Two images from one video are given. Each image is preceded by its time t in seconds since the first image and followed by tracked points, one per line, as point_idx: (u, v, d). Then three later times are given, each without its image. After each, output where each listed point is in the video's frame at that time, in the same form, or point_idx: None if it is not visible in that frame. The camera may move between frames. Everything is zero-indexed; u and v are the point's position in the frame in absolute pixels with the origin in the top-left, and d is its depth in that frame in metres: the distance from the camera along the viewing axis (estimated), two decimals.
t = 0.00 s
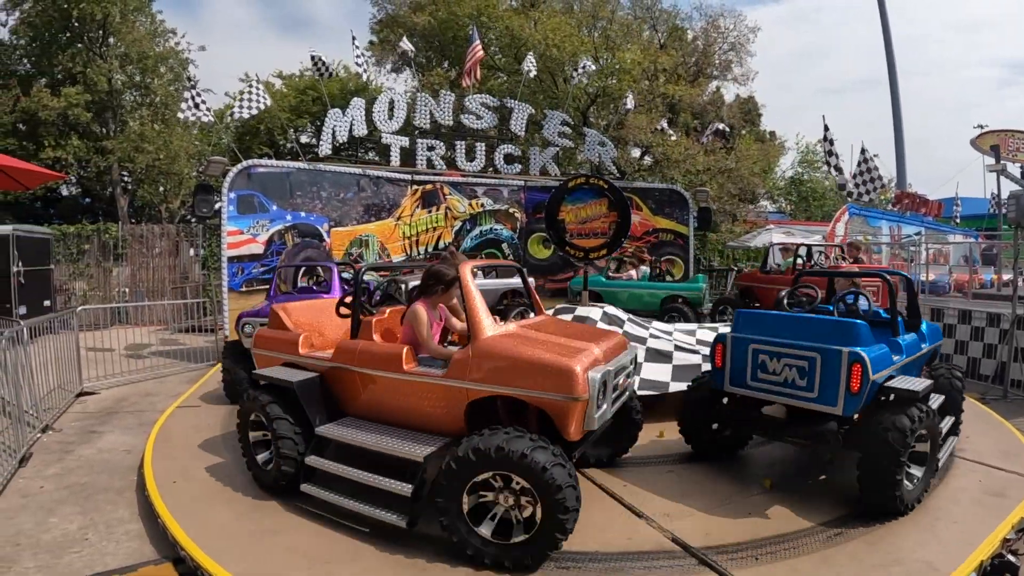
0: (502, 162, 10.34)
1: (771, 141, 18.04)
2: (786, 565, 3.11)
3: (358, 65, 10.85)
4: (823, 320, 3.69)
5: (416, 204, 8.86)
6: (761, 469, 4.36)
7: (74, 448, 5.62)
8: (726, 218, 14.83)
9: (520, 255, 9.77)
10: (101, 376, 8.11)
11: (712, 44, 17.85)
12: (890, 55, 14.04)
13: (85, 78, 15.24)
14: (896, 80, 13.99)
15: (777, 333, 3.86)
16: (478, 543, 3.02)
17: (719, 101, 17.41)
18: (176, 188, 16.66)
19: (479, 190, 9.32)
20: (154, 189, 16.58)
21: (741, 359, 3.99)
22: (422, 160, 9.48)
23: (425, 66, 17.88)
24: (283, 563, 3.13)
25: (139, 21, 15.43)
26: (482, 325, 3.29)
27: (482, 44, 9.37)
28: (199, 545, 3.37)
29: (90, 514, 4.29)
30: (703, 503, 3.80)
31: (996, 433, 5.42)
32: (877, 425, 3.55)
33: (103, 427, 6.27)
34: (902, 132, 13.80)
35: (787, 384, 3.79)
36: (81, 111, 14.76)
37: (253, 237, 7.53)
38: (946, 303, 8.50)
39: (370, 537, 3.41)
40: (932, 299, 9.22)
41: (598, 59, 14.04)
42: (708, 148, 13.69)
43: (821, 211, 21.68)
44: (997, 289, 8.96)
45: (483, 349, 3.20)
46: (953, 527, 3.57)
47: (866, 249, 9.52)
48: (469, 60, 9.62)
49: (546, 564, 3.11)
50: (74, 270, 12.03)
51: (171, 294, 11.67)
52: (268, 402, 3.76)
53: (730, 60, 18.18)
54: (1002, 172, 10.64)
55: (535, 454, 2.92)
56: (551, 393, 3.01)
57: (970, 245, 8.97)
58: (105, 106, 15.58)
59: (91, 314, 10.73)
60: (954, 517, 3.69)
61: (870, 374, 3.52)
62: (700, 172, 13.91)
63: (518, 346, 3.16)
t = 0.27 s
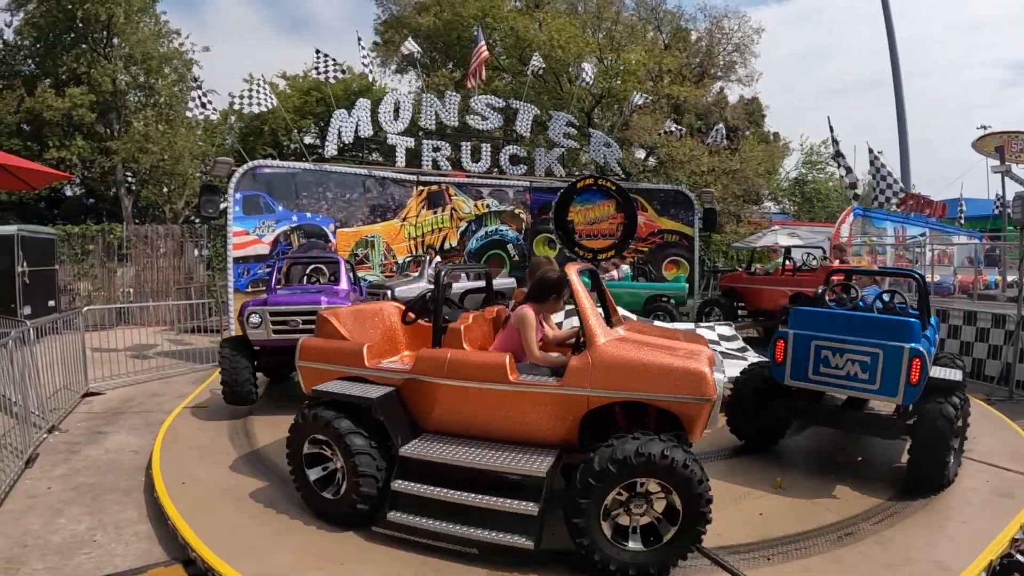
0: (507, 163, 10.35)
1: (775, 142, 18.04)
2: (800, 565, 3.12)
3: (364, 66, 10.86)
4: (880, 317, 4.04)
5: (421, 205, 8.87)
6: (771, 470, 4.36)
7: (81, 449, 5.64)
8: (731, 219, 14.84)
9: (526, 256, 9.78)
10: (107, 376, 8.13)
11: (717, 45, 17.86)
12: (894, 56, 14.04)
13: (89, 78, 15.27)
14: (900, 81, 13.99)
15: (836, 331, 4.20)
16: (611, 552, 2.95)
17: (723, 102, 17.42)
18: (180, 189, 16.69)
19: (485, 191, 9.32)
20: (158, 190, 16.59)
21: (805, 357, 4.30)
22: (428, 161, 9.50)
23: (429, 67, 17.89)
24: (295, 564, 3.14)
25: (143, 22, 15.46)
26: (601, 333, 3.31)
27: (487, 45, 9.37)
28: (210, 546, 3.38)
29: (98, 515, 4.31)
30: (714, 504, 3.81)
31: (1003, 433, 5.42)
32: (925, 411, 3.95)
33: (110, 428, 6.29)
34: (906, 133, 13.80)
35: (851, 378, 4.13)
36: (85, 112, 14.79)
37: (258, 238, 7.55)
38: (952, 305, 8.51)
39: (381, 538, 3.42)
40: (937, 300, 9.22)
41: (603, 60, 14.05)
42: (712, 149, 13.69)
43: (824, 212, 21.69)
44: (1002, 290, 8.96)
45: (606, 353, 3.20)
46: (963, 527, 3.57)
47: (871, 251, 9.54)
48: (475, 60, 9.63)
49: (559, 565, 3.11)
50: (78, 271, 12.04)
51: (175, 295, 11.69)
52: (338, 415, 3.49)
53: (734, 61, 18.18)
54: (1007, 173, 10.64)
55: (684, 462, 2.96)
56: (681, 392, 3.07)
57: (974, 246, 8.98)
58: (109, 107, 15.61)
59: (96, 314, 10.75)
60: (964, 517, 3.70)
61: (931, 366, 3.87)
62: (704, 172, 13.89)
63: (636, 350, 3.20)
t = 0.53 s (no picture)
0: (513, 163, 10.38)
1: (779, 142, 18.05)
2: (811, 564, 3.13)
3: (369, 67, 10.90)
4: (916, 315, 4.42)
5: (427, 206, 8.89)
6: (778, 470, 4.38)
7: (89, 450, 5.66)
8: (735, 220, 14.86)
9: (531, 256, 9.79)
10: (113, 377, 8.16)
11: (720, 46, 17.87)
12: (898, 56, 14.04)
13: (94, 79, 15.31)
14: (904, 82, 14.00)
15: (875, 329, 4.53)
16: (750, 547, 3.02)
17: (727, 103, 17.43)
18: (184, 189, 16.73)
19: (490, 192, 9.35)
20: (162, 190, 16.63)
21: (849, 352, 4.59)
22: (433, 162, 9.53)
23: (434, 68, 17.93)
24: (309, 565, 3.16)
25: (148, 22, 15.51)
26: (710, 336, 3.33)
27: (492, 45, 9.39)
28: (223, 547, 3.40)
29: (107, 516, 4.33)
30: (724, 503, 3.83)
31: (1009, 434, 5.43)
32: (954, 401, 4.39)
33: (117, 428, 6.32)
34: (910, 134, 13.81)
35: (892, 371, 4.46)
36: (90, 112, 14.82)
37: (265, 238, 7.58)
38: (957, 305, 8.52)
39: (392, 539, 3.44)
40: (942, 300, 9.23)
41: (607, 61, 14.07)
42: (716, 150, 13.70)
43: (828, 212, 21.70)
44: (1006, 290, 8.97)
45: (724, 357, 3.22)
46: (972, 527, 3.58)
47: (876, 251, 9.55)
48: (480, 61, 9.65)
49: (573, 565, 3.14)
50: (83, 271, 12.08)
51: (180, 295, 11.72)
52: (432, 430, 3.24)
53: (738, 61, 18.17)
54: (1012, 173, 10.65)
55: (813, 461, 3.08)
56: (797, 392, 3.17)
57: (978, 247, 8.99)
58: (114, 107, 15.65)
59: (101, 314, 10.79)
60: (971, 517, 3.71)
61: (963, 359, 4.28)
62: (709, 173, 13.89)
63: (748, 351, 3.28)
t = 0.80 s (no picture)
0: (518, 164, 10.39)
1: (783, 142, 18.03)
2: (822, 563, 3.14)
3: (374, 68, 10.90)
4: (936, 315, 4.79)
5: (432, 206, 8.90)
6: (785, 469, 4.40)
7: (96, 449, 5.69)
8: (739, 221, 14.87)
9: (536, 256, 9.79)
10: (118, 377, 8.18)
11: (724, 46, 17.87)
12: (902, 56, 14.02)
13: (98, 79, 15.34)
14: (908, 82, 13.98)
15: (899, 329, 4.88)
16: (853, 528, 3.22)
17: (731, 103, 17.43)
18: (188, 189, 16.75)
19: (496, 192, 9.36)
20: (166, 190, 16.65)
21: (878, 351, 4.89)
22: (439, 162, 9.54)
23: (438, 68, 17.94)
24: (323, 565, 3.17)
25: (152, 23, 15.54)
26: (805, 336, 3.49)
27: (497, 46, 9.40)
28: (235, 547, 3.41)
29: (117, 516, 4.35)
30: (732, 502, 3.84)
31: (1015, 433, 5.43)
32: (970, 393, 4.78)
33: (124, 428, 6.34)
34: (914, 134, 13.82)
35: (916, 368, 4.79)
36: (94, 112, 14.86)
37: (270, 238, 7.60)
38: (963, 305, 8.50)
39: (403, 539, 3.46)
40: (947, 300, 9.21)
41: (611, 61, 14.08)
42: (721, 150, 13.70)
43: (832, 212, 21.71)
44: (1011, 290, 8.98)
45: (827, 354, 3.38)
46: (981, 525, 3.58)
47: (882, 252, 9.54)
48: (485, 62, 9.66)
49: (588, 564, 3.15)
50: (88, 271, 12.11)
51: (185, 295, 11.75)
52: (571, 444, 3.04)
53: (742, 61, 18.15)
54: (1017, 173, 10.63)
55: (897, 448, 3.32)
56: (885, 384, 3.41)
57: (982, 247, 8.97)
58: (118, 108, 15.68)
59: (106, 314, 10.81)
60: (981, 516, 3.71)
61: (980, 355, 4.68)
62: (713, 173, 13.90)
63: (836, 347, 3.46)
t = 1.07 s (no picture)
0: (523, 164, 10.40)
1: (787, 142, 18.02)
2: (829, 562, 3.15)
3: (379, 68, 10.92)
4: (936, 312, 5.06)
5: (437, 206, 8.92)
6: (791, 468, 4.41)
7: (103, 450, 5.71)
8: (743, 221, 14.88)
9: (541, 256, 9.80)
10: (124, 377, 8.20)
11: (727, 46, 17.87)
12: (905, 56, 14.02)
13: (102, 79, 15.38)
14: (911, 81, 13.97)
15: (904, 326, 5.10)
16: (923, 502, 3.52)
17: (734, 103, 17.43)
18: (192, 189, 16.78)
19: (500, 192, 9.38)
20: (169, 190, 16.67)
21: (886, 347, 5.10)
22: (443, 162, 9.56)
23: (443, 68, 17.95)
24: (332, 566, 3.19)
25: (155, 23, 15.61)
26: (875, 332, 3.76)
27: (501, 46, 9.41)
28: (244, 548, 3.43)
29: (124, 516, 4.36)
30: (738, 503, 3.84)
31: (1020, 433, 5.43)
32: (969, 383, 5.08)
33: (130, 429, 6.36)
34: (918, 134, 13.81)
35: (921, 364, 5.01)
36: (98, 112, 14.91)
37: (275, 238, 7.62)
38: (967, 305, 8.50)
39: (410, 539, 3.47)
40: (951, 301, 9.20)
41: (615, 61, 14.09)
42: (724, 150, 13.70)
43: (835, 212, 21.71)
44: (1016, 290, 8.97)
45: (894, 349, 3.69)
46: (987, 524, 3.59)
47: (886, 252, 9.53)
48: (488, 61, 9.67)
49: (598, 564, 3.16)
50: (92, 271, 12.13)
51: (189, 295, 11.77)
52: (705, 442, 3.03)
53: (746, 61, 18.15)
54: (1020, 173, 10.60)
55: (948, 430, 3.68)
56: (938, 375, 3.77)
57: (985, 247, 8.96)
58: (121, 108, 15.72)
59: (110, 314, 10.83)
60: (987, 516, 3.71)
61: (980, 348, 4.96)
62: (717, 173, 13.90)
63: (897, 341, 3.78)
